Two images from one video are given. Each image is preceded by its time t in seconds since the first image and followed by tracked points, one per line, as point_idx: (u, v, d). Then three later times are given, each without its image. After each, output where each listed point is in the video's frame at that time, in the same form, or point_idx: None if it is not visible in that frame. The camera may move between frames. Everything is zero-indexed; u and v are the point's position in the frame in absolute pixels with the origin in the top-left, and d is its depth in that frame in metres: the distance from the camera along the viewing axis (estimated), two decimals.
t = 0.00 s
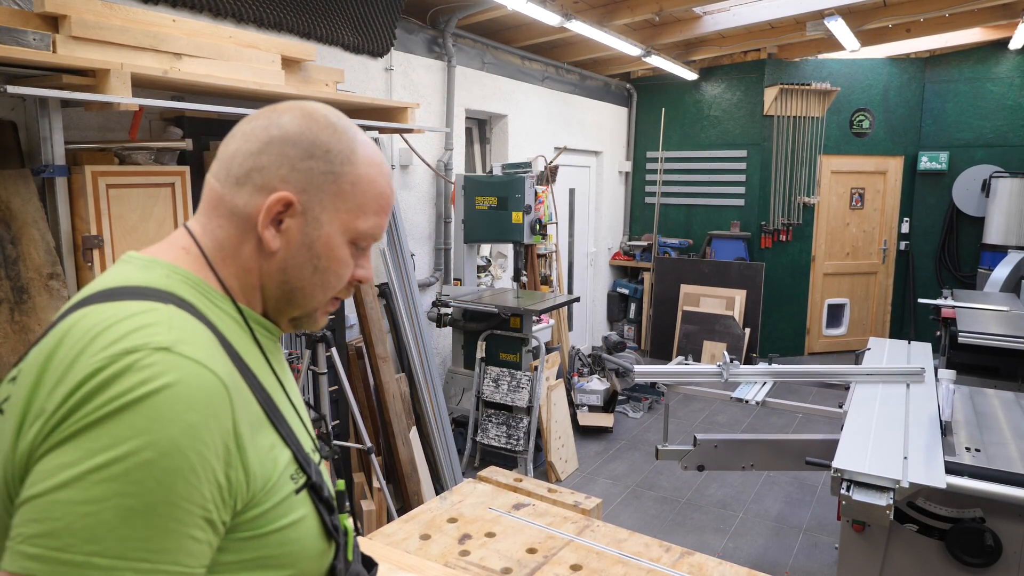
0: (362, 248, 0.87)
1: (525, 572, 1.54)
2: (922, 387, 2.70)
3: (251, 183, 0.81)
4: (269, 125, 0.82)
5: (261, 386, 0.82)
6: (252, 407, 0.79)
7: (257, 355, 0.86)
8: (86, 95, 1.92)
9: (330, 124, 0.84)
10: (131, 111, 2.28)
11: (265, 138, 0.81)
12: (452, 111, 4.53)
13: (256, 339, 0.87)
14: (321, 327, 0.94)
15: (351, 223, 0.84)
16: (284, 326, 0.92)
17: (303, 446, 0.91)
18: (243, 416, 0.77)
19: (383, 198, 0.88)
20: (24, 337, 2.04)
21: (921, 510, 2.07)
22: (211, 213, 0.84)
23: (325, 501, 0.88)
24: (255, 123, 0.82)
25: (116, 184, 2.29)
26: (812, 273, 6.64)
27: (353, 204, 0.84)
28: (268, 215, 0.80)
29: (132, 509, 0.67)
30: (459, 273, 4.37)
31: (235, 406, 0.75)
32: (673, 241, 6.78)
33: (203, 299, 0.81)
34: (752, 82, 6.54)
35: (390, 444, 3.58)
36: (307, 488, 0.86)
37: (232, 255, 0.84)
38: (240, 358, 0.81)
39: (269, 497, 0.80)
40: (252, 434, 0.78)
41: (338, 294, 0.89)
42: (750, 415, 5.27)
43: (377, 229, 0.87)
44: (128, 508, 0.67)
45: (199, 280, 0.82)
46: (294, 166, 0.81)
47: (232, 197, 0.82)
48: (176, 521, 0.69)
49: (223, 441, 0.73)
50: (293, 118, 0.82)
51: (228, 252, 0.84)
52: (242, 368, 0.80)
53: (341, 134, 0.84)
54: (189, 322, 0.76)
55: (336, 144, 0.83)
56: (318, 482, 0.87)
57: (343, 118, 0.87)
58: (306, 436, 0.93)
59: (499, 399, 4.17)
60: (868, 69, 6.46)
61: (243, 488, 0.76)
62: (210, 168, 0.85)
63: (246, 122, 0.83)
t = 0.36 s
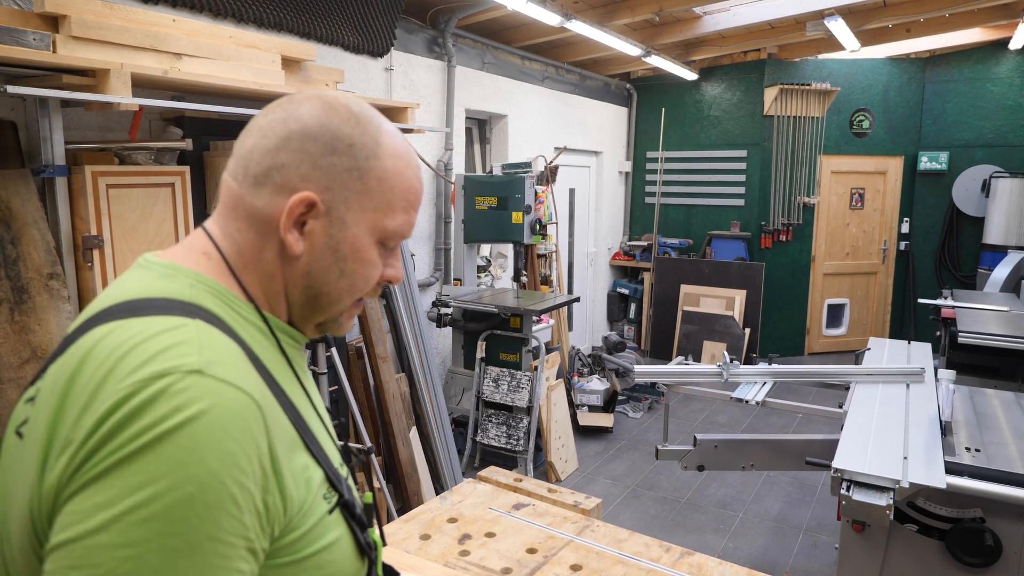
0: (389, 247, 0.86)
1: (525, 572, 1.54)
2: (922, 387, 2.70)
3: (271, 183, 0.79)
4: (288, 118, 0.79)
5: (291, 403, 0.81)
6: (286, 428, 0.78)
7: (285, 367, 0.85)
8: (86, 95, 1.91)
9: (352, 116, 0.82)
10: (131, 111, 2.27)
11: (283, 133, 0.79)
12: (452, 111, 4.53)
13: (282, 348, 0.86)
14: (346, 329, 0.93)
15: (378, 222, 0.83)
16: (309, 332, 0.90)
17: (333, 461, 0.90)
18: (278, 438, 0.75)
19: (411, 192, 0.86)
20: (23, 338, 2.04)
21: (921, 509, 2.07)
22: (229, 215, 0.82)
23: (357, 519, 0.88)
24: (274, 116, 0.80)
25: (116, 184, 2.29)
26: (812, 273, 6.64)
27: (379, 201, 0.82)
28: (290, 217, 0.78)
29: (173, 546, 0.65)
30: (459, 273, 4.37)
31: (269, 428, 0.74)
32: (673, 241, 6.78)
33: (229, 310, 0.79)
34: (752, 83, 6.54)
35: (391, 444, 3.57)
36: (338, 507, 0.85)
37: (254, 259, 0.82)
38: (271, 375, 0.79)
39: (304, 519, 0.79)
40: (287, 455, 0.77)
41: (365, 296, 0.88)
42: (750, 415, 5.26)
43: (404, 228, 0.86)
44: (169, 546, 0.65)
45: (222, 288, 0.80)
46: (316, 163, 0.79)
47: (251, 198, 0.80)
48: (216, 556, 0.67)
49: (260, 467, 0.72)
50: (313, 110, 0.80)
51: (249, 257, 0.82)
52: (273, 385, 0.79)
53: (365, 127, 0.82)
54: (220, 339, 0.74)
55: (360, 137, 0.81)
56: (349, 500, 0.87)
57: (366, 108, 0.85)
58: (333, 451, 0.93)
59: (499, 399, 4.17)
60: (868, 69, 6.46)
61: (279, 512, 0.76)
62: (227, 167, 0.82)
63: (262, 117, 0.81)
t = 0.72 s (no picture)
0: (395, 253, 0.90)
1: (525, 572, 1.54)
2: (923, 387, 2.70)
3: (280, 187, 0.83)
4: (296, 120, 0.83)
5: (276, 419, 0.83)
6: (268, 449, 0.79)
7: (279, 378, 0.88)
8: (85, 95, 1.91)
9: (361, 118, 0.85)
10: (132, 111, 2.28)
11: (290, 135, 0.82)
12: (452, 112, 4.54)
13: (278, 357, 0.89)
14: (351, 333, 0.97)
15: (387, 226, 0.87)
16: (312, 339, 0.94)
17: (323, 478, 0.92)
18: (258, 460, 0.77)
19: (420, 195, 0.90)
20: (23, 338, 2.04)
21: (921, 510, 2.07)
22: (235, 220, 0.86)
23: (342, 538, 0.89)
24: (281, 118, 0.84)
25: (116, 184, 2.29)
26: (812, 273, 6.63)
27: (386, 208, 0.86)
28: (298, 223, 0.82)
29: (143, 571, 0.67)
30: (459, 273, 4.38)
31: (248, 452, 0.75)
32: (672, 241, 6.83)
33: (221, 320, 0.83)
34: (752, 83, 6.56)
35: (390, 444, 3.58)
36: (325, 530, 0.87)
37: (261, 263, 0.86)
38: (257, 394, 0.81)
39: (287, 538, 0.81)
40: (269, 477, 0.78)
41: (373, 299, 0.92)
42: (750, 415, 5.27)
43: (411, 233, 0.90)
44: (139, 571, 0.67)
45: (217, 297, 0.84)
46: (325, 166, 0.83)
47: (259, 203, 0.84)
48: None
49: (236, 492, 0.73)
50: (322, 114, 0.84)
51: (253, 262, 0.86)
52: (262, 405, 0.81)
53: (374, 131, 0.86)
54: (204, 359, 0.76)
55: (370, 140, 0.85)
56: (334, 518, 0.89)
57: (377, 110, 0.88)
58: (326, 468, 0.94)
59: (499, 399, 4.17)
60: (868, 69, 6.46)
61: (260, 539, 0.77)
62: (233, 170, 0.86)
63: (267, 121, 0.84)
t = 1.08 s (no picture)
0: (313, 270, 0.75)
1: (525, 572, 1.54)
2: (922, 388, 2.70)
3: (180, 198, 0.71)
4: (195, 128, 0.70)
5: (226, 405, 0.76)
6: (219, 435, 0.72)
7: (228, 368, 0.80)
8: (86, 95, 1.91)
9: (263, 126, 0.70)
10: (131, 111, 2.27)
11: (190, 145, 0.70)
12: (452, 112, 4.53)
13: (225, 352, 0.81)
14: (290, 338, 0.85)
15: (294, 245, 0.72)
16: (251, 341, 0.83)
17: (286, 458, 0.85)
18: (209, 450, 0.70)
19: (337, 210, 0.73)
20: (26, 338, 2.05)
21: (921, 510, 2.07)
22: (153, 222, 0.76)
23: (312, 516, 0.83)
24: (187, 120, 0.72)
25: (116, 184, 2.31)
26: (812, 273, 6.63)
27: (292, 225, 0.71)
28: (194, 238, 0.70)
29: None
30: (459, 273, 4.37)
31: (197, 446, 0.69)
32: (672, 241, 6.79)
33: (161, 320, 0.74)
34: (752, 83, 6.53)
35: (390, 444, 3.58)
36: (291, 507, 0.81)
37: (173, 271, 0.76)
38: (202, 383, 0.74)
39: (250, 525, 0.75)
40: (223, 464, 0.72)
41: (296, 313, 0.79)
42: (749, 415, 5.27)
43: (328, 250, 0.75)
44: None
45: (152, 295, 0.75)
46: (220, 181, 0.70)
47: (167, 209, 0.73)
48: None
49: (186, 488, 0.67)
50: (222, 118, 0.70)
51: (171, 267, 0.76)
52: (205, 392, 0.74)
53: (278, 139, 0.70)
54: (138, 355, 0.69)
55: (269, 153, 0.70)
56: (301, 498, 0.82)
57: (289, 111, 0.73)
58: (288, 448, 0.87)
59: (499, 399, 4.17)
60: (868, 69, 6.46)
61: (220, 525, 0.71)
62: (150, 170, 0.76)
63: (178, 121, 0.73)
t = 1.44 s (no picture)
0: (303, 276, 0.75)
1: (525, 572, 1.54)
2: (922, 388, 2.70)
3: (169, 201, 0.71)
4: (184, 131, 0.70)
5: (222, 409, 0.76)
6: (214, 438, 0.72)
7: (223, 371, 0.80)
8: (86, 95, 1.91)
9: (251, 131, 0.70)
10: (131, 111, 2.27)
11: (178, 149, 0.70)
12: (452, 111, 4.53)
13: (221, 355, 0.81)
14: (285, 340, 0.85)
15: (281, 252, 0.72)
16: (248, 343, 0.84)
17: (284, 461, 0.85)
18: (205, 453, 0.70)
19: (326, 217, 0.73)
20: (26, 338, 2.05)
21: (921, 510, 2.08)
22: (147, 223, 0.76)
23: (310, 518, 0.83)
24: (178, 124, 0.72)
25: (116, 184, 2.31)
26: (812, 273, 6.63)
27: (280, 231, 0.71)
28: (181, 243, 0.71)
29: None
30: (459, 273, 4.37)
31: (193, 449, 0.69)
32: (672, 241, 6.79)
33: (157, 323, 0.74)
34: (752, 82, 6.53)
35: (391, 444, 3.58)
36: (288, 509, 0.81)
37: (165, 272, 0.76)
38: (198, 387, 0.74)
39: (247, 527, 0.75)
40: (220, 465, 0.72)
41: (288, 316, 0.79)
42: (749, 415, 5.27)
43: (318, 257, 0.74)
44: None
45: (146, 296, 0.75)
46: (207, 187, 0.69)
47: (158, 211, 0.73)
48: None
49: (182, 490, 0.67)
50: (209, 121, 0.70)
51: (162, 269, 0.76)
52: (200, 396, 0.74)
53: (265, 145, 0.70)
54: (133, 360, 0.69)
55: (255, 159, 0.69)
56: (299, 499, 0.82)
57: (278, 115, 0.72)
58: (286, 451, 0.87)
59: (499, 399, 4.17)
60: (868, 69, 6.46)
61: (217, 527, 0.71)
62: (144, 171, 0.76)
63: (170, 123, 0.73)
